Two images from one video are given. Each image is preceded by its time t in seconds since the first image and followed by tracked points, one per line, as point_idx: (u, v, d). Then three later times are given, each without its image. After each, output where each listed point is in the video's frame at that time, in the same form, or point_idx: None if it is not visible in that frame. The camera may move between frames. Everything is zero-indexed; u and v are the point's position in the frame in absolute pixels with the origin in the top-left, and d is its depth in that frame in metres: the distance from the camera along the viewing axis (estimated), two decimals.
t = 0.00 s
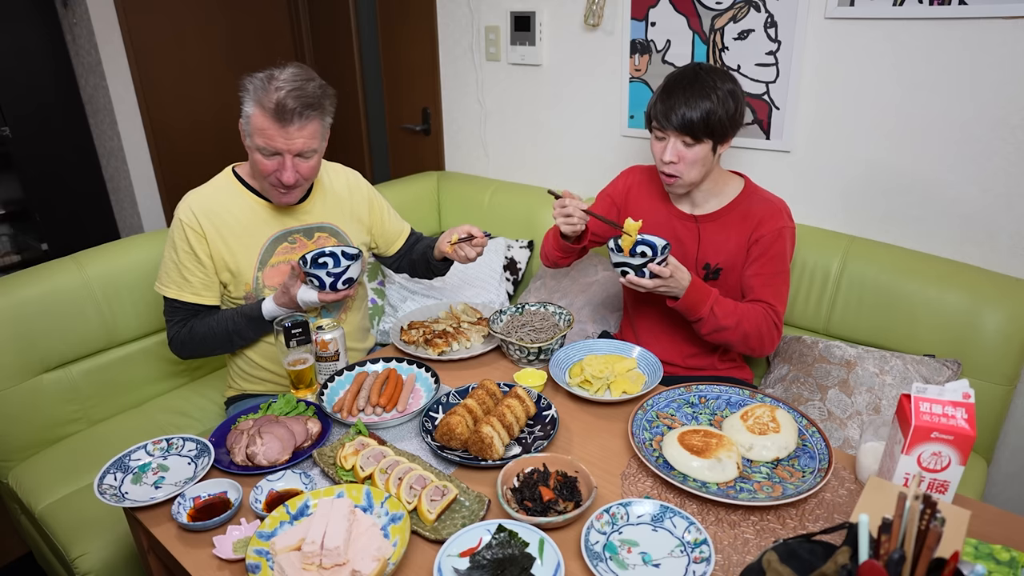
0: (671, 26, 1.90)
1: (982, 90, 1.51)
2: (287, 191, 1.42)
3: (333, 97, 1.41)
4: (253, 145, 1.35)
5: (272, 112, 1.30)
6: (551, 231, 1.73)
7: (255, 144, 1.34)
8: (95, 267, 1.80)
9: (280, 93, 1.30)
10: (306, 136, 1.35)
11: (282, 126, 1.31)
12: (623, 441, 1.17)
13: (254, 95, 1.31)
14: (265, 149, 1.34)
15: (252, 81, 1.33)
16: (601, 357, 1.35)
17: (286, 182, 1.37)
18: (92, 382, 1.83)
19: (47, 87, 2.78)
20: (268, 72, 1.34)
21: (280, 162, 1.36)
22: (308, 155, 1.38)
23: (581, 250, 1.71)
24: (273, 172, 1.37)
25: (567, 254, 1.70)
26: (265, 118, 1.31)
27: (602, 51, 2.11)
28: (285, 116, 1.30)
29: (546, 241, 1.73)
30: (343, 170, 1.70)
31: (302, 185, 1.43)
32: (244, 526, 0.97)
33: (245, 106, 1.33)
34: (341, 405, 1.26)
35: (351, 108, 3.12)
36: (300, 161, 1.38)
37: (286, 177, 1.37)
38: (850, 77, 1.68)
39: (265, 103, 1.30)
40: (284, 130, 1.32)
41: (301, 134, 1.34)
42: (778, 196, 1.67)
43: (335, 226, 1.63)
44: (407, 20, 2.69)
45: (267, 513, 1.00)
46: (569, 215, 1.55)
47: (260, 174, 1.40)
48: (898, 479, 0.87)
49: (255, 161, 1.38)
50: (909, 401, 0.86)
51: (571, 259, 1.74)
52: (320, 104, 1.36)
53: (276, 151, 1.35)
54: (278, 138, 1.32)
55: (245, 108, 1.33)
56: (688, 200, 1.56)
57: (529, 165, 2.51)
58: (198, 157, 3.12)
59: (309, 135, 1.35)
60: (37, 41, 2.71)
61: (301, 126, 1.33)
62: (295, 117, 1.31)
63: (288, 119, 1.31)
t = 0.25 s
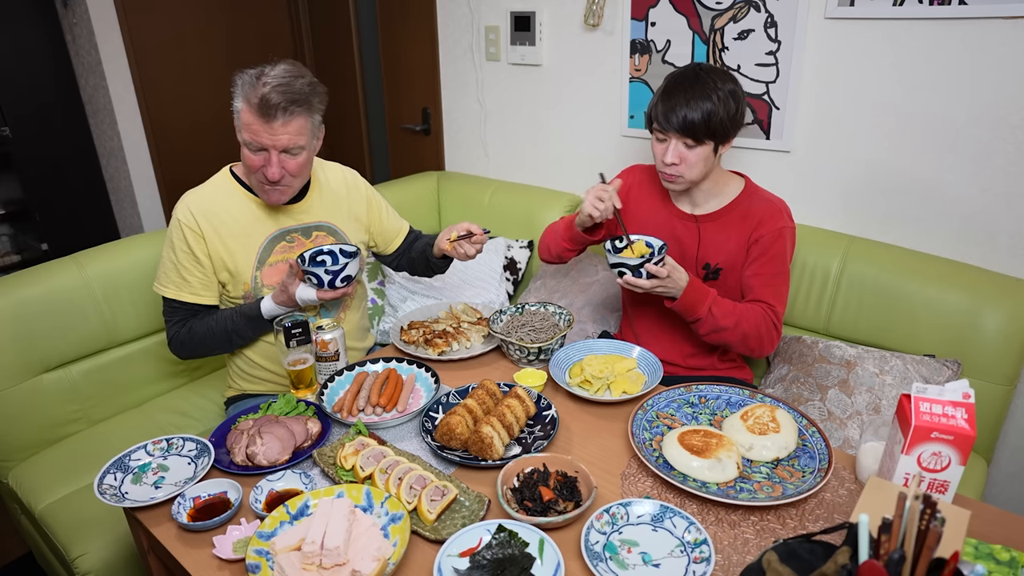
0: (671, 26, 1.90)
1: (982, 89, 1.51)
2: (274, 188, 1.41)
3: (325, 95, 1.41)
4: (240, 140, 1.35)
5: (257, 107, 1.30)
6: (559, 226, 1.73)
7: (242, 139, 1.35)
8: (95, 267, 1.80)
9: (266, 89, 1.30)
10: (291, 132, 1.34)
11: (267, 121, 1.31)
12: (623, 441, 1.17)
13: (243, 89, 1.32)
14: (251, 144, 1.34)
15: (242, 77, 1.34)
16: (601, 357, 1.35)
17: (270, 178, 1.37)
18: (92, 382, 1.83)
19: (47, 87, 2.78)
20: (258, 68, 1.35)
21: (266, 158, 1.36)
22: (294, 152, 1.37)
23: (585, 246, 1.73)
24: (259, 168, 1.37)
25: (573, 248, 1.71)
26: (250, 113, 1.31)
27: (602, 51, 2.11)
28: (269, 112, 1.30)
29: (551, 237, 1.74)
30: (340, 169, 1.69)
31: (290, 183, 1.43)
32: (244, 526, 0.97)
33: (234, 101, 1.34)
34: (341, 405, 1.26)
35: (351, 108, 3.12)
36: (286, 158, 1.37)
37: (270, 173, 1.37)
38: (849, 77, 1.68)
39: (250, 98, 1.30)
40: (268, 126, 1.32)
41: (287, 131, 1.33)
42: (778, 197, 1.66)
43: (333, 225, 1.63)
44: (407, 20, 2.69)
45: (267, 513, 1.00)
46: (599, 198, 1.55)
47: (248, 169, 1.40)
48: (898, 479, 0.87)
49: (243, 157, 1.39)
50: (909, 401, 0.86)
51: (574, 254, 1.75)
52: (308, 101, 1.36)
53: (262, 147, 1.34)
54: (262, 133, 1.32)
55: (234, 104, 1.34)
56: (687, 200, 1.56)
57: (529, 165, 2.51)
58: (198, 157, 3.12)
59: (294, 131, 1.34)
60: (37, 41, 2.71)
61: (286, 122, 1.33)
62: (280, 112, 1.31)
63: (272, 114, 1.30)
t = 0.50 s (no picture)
0: (671, 26, 1.90)
1: (982, 89, 1.51)
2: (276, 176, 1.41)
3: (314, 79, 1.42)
4: (237, 130, 1.35)
5: (251, 92, 1.30)
6: (555, 215, 1.74)
7: (238, 129, 1.34)
8: (95, 267, 1.80)
9: (257, 75, 1.31)
10: (287, 115, 1.35)
11: (262, 105, 1.31)
12: (623, 441, 1.17)
13: (232, 80, 1.32)
14: (248, 132, 1.34)
15: (230, 69, 1.34)
16: (601, 357, 1.35)
17: (272, 163, 1.36)
18: (92, 382, 1.83)
19: (47, 87, 2.78)
20: (245, 59, 1.35)
21: (265, 144, 1.36)
22: (291, 135, 1.37)
23: (580, 237, 1.74)
24: (259, 157, 1.37)
25: (566, 238, 1.72)
26: (244, 100, 1.31)
27: (602, 51, 2.11)
28: (263, 95, 1.30)
29: (546, 224, 1.75)
30: (335, 166, 1.69)
31: (290, 170, 1.43)
32: (244, 526, 0.97)
33: (225, 94, 1.34)
34: (341, 405, 1.26)
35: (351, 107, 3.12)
36: (284, 142, 1.37)
37: (272, 159, 1.36)
38: (849, 77, 1.68)
39: (243, 86, 1.30)
40: (264, 110, 1.32)
41: (282, 113, 1.34)
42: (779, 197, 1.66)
43: (329, 223, 1.63)
44: (407, 20, 2.69)
45: (267, 513, 1.00)
46: (601, 198, 1.55)
47: (248, 161, 1.40)
48: (898, 479, 0.87)
49: (241, 149, 1.38)
50: (909, 401, 0.86)
51: (569, 244, 1.76)
52: (298, 83, 1.36)
53: (260, 133, 1.34)
54: (259, 118, 1.32)
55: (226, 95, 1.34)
56: (689, 200, 1.55)
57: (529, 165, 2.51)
58: (198, 157, 3.12)
59: (289, 114, 1.35)
60: (37, 41, 2.71)
61: (280, 105, 1.33)
62: (274, 95, 1.31)
63: (267, 97, 1.31)
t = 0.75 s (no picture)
0: (671, 26, 1.90)
1: (981, 89, 1.51)
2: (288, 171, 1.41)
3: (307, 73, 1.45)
4: (245, 127, 1.35)
5: (261, 85, 1.32)
6: (542, 195, 1.77)
7: (247, 127, 1.35)
8: (95, 267, 1.80)
9: (260, 70, 1.32)
10: (295, 106, 1.37)
11: (273, 98, 1.33)
12: (623, 441, 1.17)
13: (235, 80, 1.32)
14: (258, 127, 1.34)
15: (228, 69, 1.34)
16: (601, 357, 1.35)
17: (288, 155, 1.37)
18: (92, 382, 1.83)
19: (47, 87, 2.78)
20: (241, 57, 1.35)
21: (277, 139, 1.36)
22: (299, 126, 1.39)
23: (564, 220, 1.77)
24: (271, 152, 1.37)
25: (552, 218, 1.75)
26: (253, 94, 1.32)
27: (602, 51, 2.11)
28: (274, 87, 1.32)
29: (535, 203, 1.78)
30: (331, 164, 1.69)
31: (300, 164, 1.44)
32: (244, 526, 0.97)
33: (227, 97, 1.34)
34: (341, 405, 1.26)
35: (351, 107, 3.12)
36: (294, 134, 1.39)
37: (287, 151, 1.37)
38: (849, 77, 1.68)
39: (250, 81, 1.31)
40: (274, 103, 1.33)
41: (291, 105, 1.36)
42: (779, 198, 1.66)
43: (324, 221, 1.62)
44: (407, 20, 2.69)
45: (267, 513, 1.00)
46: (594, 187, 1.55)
47: (258, 161, 1.39)
48: (898, 479, 0.87)
49: (248, 147, 1.38)
50: (909, 401, 0.86)
51: (554, 226, 1.79)
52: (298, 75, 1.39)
53: (270, 128, 1.35)
54: (270, 111, 1.33)
55: (228, 94, 1.34)
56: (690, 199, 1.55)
57: (529, 165, 2.52)
58: (198, 157, 3.12)
59: (296, 105, 1.37)
60: (37, 41, 2.71)
61: (288, 96, 1.35)
62: (283, 88, 1.34)
63: (277, 89, 1.33)
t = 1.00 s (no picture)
0: (671, 26, 1.90)
1: (981, 89, 1.51)
2: (292, 170, 1.41)
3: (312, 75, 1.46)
4: (249, 125, 1.35)
5: (267, 83, 1.32)
6: (544, 192, 1.77)
7: (251, 125, 1.34)
8: (95, 267, 1.80)
9: (267, 69, 1.33)
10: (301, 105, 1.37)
11: (279, 97, 1.33)
12: (623, 441, 1.17)
13: (241, 78, 1.32)
14: (263, 125, 1.34)
15: (234, 67, 1.34)
16: (601, 357, 1.35)
17: (293, 154, 1.37)
18: (92, 382, 1.83)
19: (47, 87, 2.78)
20: (245, 56, 1.36)
21: (282, 137, 1.36)
22: (304, 126, 1.40)
23: (564, 220, 1.77)
24: (276, 150, 1.37)
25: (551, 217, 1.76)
26: (258, 92, 1.32)
27: (602, 51, 2.11)
28: (280, 85, 1.33)
29: (535, 200, 1.79)
30: (331, 164, 1.69)
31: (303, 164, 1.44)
32: (244, 526, 0.97)
33: (232, 94, 1.33)
34: (341, 405, 1.26)
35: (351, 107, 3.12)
36: (298, 133, 1.39)
37: (292, 150, 1.37)
38: (849, 77, 1.68)
39: (256, 79, 1.31)
40: (280, 101, 1.33)
41: (296, 103, 1.36)
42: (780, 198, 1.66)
43: (324, 221, 1.63)
44: (407, 20, 2.69)
45: (267, 513, 1.00)
46: (601, 191, 1.54)
47: (261, 159, 1.39)
48: (898, 479, 0.87)
49: (253, 145, 1.37)
50: (909, 401, 0.86)
51: (553, 223, 1.80)
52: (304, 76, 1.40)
53: (275, 126, 1.35)
54: (276, 109, 1.33)
55: (233, 92, 1.33)
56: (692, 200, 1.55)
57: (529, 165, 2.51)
58: (198, 157, 3.12)
59: (302, 104, 1.37)
60: (37, 41, 2.71)
61: (294, 95, 1.35)
62: (289, 86, 1.34)
63: (283, 88, 1.33)
